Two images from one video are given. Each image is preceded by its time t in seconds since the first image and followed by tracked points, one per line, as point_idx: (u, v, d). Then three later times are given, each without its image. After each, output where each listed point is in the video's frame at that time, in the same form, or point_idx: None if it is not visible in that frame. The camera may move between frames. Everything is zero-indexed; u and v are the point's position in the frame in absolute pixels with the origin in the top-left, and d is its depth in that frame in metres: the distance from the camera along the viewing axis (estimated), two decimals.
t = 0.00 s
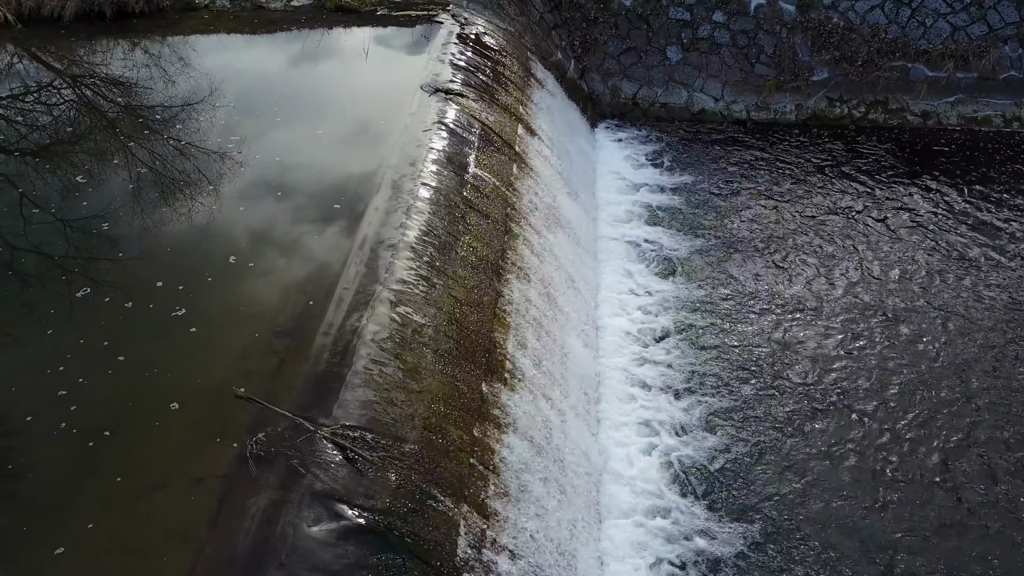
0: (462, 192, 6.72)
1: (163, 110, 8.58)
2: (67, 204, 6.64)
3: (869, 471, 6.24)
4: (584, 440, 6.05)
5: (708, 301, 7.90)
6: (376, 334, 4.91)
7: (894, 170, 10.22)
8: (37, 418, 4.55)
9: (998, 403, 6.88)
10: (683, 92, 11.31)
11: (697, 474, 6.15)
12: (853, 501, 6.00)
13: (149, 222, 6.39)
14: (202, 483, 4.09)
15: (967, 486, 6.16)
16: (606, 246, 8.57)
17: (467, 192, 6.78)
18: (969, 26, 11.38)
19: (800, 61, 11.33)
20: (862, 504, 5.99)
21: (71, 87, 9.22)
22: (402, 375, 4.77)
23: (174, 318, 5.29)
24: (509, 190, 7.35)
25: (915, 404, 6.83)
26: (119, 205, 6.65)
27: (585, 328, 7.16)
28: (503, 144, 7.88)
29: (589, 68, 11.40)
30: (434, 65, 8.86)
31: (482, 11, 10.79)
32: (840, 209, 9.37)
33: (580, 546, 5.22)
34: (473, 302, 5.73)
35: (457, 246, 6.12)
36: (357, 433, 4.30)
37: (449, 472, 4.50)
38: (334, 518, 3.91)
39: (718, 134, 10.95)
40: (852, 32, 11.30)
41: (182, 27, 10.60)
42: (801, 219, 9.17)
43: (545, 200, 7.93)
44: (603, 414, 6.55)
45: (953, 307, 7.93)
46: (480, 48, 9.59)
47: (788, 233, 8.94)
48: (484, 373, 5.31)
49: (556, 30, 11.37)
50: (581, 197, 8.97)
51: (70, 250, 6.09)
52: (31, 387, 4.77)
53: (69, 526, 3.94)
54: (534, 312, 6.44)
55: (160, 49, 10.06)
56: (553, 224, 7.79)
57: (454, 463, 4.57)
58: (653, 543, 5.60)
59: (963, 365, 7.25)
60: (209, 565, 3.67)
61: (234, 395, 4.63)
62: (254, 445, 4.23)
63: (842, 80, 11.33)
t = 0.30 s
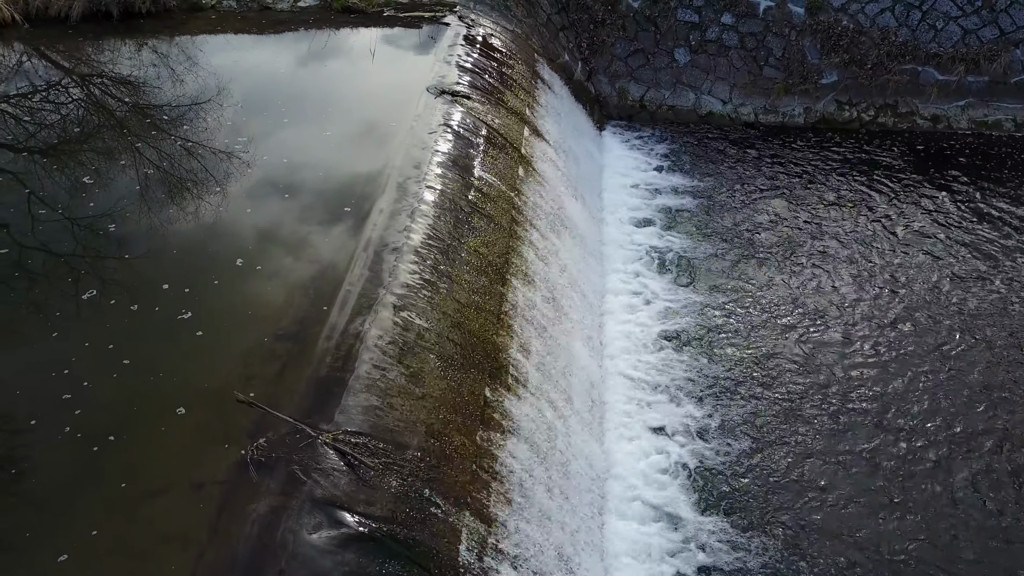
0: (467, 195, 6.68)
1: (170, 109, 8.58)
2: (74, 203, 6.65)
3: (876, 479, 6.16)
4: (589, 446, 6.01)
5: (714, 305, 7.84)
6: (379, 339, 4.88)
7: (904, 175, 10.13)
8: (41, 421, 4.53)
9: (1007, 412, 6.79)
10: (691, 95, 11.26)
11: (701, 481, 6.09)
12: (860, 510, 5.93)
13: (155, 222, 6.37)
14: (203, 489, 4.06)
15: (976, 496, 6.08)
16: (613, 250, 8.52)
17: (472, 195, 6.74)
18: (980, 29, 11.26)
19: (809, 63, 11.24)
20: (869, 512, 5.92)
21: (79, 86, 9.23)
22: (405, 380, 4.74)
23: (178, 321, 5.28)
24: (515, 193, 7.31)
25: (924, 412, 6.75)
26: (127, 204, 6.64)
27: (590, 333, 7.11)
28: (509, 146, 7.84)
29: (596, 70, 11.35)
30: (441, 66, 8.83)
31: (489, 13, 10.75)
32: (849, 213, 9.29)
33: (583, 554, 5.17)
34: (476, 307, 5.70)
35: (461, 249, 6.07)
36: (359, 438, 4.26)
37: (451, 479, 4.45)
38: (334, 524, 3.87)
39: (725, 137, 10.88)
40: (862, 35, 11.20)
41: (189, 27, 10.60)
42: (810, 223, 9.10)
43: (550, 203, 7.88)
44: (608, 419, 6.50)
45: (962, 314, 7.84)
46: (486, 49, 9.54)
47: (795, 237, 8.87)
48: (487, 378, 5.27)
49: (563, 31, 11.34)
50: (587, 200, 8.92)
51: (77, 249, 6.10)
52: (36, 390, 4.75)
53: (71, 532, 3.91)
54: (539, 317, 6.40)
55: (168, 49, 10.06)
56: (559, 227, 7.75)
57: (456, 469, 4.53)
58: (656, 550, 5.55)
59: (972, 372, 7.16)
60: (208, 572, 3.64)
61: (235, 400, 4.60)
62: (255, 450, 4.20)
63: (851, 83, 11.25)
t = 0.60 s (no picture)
0: (471, 198, 6.64)
1: (176, 108, 8.58)
2: (81, 201, 6.66)
3: (882, 487, 6.10)
4: (592, 451, 5.97)
5: (718, 310, 7.79)
6: (381, 343, 4.85)
7: (912, 179, 10.05)
8: (44, 422, 4.54)
9: (1016, 420, 6.70)
10: (697, 97, 11.20)
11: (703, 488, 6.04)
12: (865, 518, 5.88)
13: (160, 222, 6.37)
14: (203, 493, 4.03)
15: (983, 506, 6.01)
16: (618, 253, 8.47)
17: (476, 198, 6.70)
18: (990, 32, 11.14)
19: (817, 66, 11.16)
20: (875, 520, 5.87)
21: (86, 85, 9.24)
22: (406, 385, 4.71)
23: (181, 323, 5.26)
24: (519, 195, 7.27)
25: (931, 420, 6.68)
26: (134, 203, 6.64)
27: (594, 337, 7.06)
28: (515, 148, 7.80)
29: (602, 72, 11.31)
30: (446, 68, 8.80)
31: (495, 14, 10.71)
32: (856, 217, 9.22)
33: (585, 561, 5.13)
34: (480, 311, 5.66)
35: (464, 252, 6.04)
36: (359, 444, 4.24)
37: (451, 485, 4.42)
38: (334, 531, 3.85)
39: (732, 140, 10.82)
40: (871, 38, 11.10)
41: (195, 27, 10.60)
42: (817, 227, 9.03)
43: (555, 206, 7.84)
44: (611, 424, 6.45)
45: (971, 320, 7.75)
46: (492, 51, 9.51)
47: (802, 241, 8.81)
48: (490, 383, 5.23)
49: (570, 32, 11.30)
50: (592, 203, 8.89)
51: (83, 247, 6.10)
52: (40, 392, 4.75)
53: (72, 536, 3.90)
54: (543, 321, 6.35)
55: (175, 48, 10.07)
56: (564, 230, 7.71)
57: (457, 475, 4.50)
58: (658, 557, 5.51)
59: (980, 379, 7.08)
60: None
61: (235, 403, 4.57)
62: (255, 455, 4.17)
63: (859, 86, 11.16)
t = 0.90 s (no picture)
0: (474, 201, 6.62)
1: (182, 108, 8.58)
2: (88, 200, 6.68)
3: (886, 494, 6.05)
4: (594, 456, 5.93)
5: (722, 314, 7.74)
6: (381, 347, 4.83)
7: (919, 182, 9.98)
8: (47, 424, 4.54)
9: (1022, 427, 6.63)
10: (703, 99, 11.16)
11: (706, 494, 5.99)
12: (869, 525, 5.82)
13: (165, 222, 6.37)
14: (202, 497, 4.02)
15: (988, 513, 5.95)
16: (622, 256, 8.44)
17: (479, 201, 6.68)
18: (1000, 34, 11.02)
19: (824, 69, 11.09)
20: (879, 527, 5.81)
21: (93, 84, 9.26)
22: (407, 389, 4.69)
23: (184, 325, 5.25)
24: (523, 198, 7.24)
25: (936, 426, 6.61)
26: (140, 201, 6.64)
27: (597, 340, 7.03)
28: (519, 151, 7.78)
29: (607, 73, 11.28)
30: (450, 69, 8.77)
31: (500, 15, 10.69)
32: (862, 221, 9.16)
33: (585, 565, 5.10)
34: (481, 314, 5.64)
35: (467, 255, 6.02)
36: (359, 449, 4.21)
37: (451, 490, 4.39)
38: (332, 536, 3.82)
39: (737, 142, 10.77)
40: (878, 40, 11.01)
41: (200, 27, 10.60)
42: (823, 230, 8.98)
43: (559, 209, 7.81)
44: (614, 428, 6.42)
45: (978, 325, 7.68)
46: (496, 52, 9.48)
47: (808, 244, 8.75)
48: (491, 387, 5.20)
49: (575, 34, 11.27)
50: (596, 206, 8.85)
51: (89, 246, 6.11)
52: (43, 393, 4.75)
53: (74, 539, 3.89)
54: (545, 324, 6.32)
55: (181, 48, 10.07)
56: (567, 233, 7.68)
57: (458, 480, 4.47)
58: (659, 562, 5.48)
59: (987, 385, 7.01)
60: None
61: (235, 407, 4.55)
62: (254, 460, 4.15)
63: (866, 88, 11.10)
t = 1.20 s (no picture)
0: (473, 203, 6.60)
1: (183, 107, 8.57)
2: (89, 199, 6.67)
3: (887, 498, 6.02)
4: (593, 459, 5.91)
5: (723, 316, 7.71)
6: (378, 351, 4.81)
7: (921, 184, 9.93)
8: (47, 425, 4.54)
9: None
10: (704, 100, 11.13)
11: (705, 498, 5.96)
12: (870, 530, 5.79)
13: (165, 223, 6.36)
14: (197, 501, 4.00)
15: (990, 518, 5.91)
16: (622, 258, 8.41)
17: (478, 203, 6.65)
18: (1003, 36, 10.96)
19: (826, 70, 11.05)
20: (879, 531, 5.78)
21: (94, 83, 9.25)
22: (404, 392, 4.66)
23: (183, 328, 5.24)
24: (522, 199, 7.22)
25: (937, 430, 6.57)
26: (141, 201, 6.64)
27: (596, 342, 7.00)
28: (519, 152, 7.75)
29: (608, 74, 11.25)
30: (451, 70, 8.75)
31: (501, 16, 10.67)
32: (864, 223, 9.11)
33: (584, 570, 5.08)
34: (479, 317, 5.62)
35: (465, 258, 6.00)
36: (355, 453, 4.19)
37: (448, 495, 4.36)
38: (328, 541, 3.80)
39: (739, 144, 10.73)
40: (880, 41, 10.96)
41: (201, 28, 10.59)
42: (824, 232, 8.94)
43: (559, 211, 7.78)
44: (612, 432, 6.39)
45: (980, 329, 7.63)
46: (497, 53, 9.45)
47: (809, 247, 8.72)
48: (489, 391, 5.18)
49: (576, 35, 11.24)
50: (597, 207, 8.82)
51: (91, 245, 6.10)
52: (43, 395, 4.75)
53: (71, 544, 3.88)
54: (544, 326, 6.29)
55: (183, 48, 10.06)
56: (567, 235, 7.65)
57: (454, 484, 4.45)
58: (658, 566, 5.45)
59: (988, 389, 6.97)
60: None
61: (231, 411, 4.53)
62: (249, 464, 4.13)
63: (868, 90, 11.05)
